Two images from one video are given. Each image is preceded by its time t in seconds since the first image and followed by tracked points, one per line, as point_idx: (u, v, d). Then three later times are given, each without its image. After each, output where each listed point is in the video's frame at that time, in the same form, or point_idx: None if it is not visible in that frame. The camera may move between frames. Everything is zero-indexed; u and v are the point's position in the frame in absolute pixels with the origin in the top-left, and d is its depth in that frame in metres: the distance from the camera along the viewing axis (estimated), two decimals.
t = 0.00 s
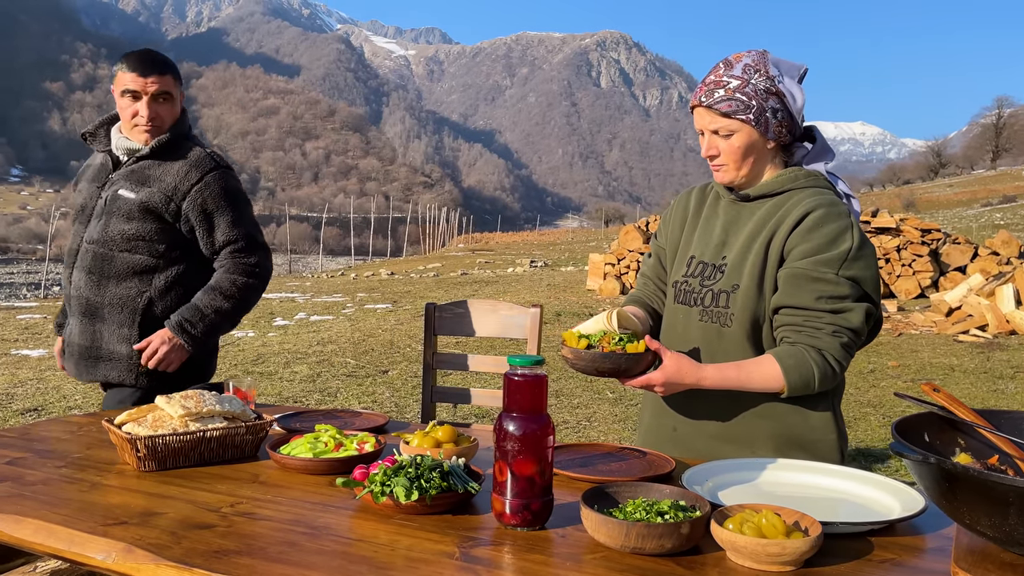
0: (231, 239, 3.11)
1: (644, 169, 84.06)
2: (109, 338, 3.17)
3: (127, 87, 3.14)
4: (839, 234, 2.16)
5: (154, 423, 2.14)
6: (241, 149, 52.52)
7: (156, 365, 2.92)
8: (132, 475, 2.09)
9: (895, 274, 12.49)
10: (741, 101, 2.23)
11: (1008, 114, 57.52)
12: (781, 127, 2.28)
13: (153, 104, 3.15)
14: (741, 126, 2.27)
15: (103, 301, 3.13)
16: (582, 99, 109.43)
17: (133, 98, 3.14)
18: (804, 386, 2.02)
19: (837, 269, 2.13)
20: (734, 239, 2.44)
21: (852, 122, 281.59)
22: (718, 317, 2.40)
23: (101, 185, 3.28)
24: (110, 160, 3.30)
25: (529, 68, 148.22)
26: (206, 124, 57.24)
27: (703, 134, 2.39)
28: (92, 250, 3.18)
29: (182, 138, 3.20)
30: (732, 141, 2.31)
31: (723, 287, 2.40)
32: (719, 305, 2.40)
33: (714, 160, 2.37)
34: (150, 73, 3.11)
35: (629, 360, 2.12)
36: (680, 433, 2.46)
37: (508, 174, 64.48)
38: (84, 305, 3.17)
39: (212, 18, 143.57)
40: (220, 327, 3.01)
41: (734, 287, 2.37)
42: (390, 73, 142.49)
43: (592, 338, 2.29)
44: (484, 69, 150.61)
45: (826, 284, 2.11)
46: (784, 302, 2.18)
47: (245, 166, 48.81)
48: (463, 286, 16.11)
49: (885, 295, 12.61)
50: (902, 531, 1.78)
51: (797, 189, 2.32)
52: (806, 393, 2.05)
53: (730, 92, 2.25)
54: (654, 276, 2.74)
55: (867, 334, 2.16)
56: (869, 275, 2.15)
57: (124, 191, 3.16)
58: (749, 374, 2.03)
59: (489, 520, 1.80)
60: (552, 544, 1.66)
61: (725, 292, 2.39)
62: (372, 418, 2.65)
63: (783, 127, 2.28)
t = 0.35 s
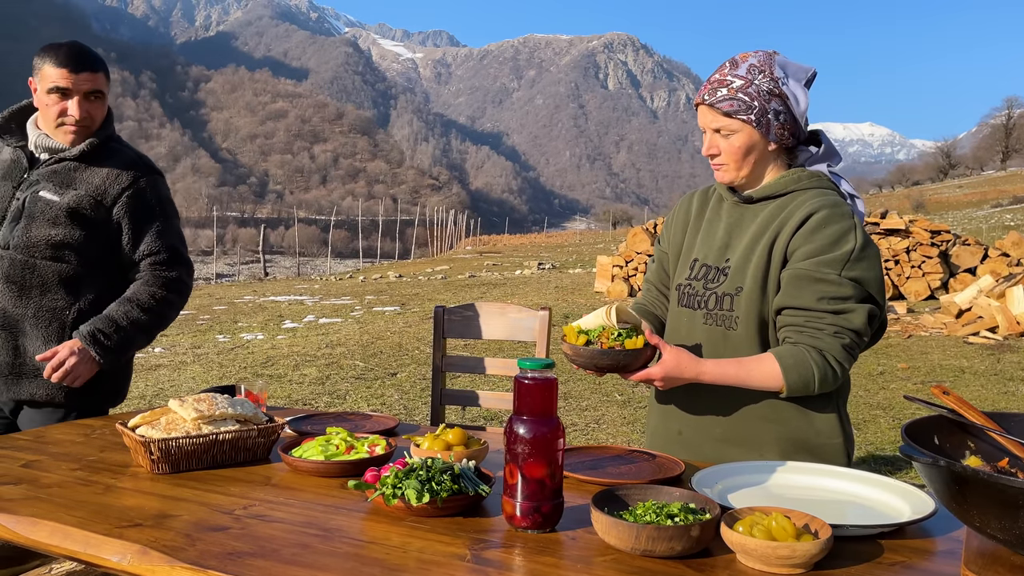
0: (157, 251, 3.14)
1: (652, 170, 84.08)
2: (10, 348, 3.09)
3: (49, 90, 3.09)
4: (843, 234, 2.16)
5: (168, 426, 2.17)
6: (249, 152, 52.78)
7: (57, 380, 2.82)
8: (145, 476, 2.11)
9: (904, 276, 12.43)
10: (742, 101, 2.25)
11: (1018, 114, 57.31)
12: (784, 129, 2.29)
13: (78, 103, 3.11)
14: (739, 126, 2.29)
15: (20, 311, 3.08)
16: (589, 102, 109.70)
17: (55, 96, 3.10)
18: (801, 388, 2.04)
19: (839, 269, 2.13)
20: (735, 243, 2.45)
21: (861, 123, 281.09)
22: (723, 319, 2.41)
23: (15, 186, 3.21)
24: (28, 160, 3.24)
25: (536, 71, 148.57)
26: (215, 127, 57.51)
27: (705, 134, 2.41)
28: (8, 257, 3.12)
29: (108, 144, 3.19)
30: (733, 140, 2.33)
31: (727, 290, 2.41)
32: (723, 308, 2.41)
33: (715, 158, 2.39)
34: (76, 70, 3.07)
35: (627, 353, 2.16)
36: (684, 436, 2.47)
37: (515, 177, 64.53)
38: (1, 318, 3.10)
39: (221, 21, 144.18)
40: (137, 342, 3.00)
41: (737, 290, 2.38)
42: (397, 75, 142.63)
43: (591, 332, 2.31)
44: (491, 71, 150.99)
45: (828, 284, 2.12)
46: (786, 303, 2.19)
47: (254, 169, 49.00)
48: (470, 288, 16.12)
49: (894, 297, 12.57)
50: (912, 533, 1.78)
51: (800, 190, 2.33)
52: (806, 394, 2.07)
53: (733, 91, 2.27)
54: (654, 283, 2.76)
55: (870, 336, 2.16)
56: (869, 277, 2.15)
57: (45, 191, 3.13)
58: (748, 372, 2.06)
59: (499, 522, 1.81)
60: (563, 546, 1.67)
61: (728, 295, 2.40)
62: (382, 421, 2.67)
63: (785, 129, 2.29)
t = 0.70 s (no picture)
0: (81, 271, 3.00)
1: (661, 172, 84.04)
2: None
3: None
4: (844, 231, 2.17)
5: (186, 429, 2.18)
6: (260, 156, 53.03)
7: (37, 404, 2.52)
8: (163, 480, 2.14)
9: (917, 277, 12.37)
10: (740, 100, 2.27)
11: None
12: (780, 130, 2.30)
13: None
14: (737, 126, 2.31)
15: None
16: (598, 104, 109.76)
17: None
18: (806, 385, 2.02)
19: (840, 265, 2.14)
20: (735, 244, 2.46)
21: (871, 124, 279.85)
22: (726, 319, 2.41)
23: None
24: None
25: (545, 73, 148.90)
26: (226, 131, 57.84)
27: (702, 133, 2.42)
28: None
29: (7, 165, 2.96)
30: (729, 141, 2.35)
31: (729, 289, 2.41)
32: (725, 308, 2.41)
33: (714, 158, 2.40)
34: None
35: (629, 350, 2.15)
36: (688, 438, 2.47)
37: (525, 179, 64.71)
38: None
39: (231, 26, 145.10)
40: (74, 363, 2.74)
41: (739, 289, 2.39)
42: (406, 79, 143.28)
43: (591, 329, 2.31)
44: (500, 74, 151.26)
45: (828, 280, 2.12)
46: (787, 298, 2.20)
47: (265, 172, 49.32)
48: (480, 291, 16.17)
49: (907, 299, 12.49)
50: (929, 536, 1.78)
51: (800, 190, 2.35)
52: (805, 390, 2.05)
53: (730, 92, 2.29)
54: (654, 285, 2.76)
55: (871, 332, 2.15)
56: (871, 273, 2.16)
57: None
58: (751, 368, 2.04)
59: (513, 525, 1.82)
60: (579, 549, 1.68)
61: (731, 294, 2.40)
62: (396, 425, 2.68)
63: (782, 130, 2.30)
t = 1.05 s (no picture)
0: (25, 266, 2.80)
1: (672, 174, 83.91)
2: None
3: None
4: (841, 228, 2.18)
5: (204, 432, 2.20)
6: (271, 159, 53.31)
7: None
8: (183, 481, 2.15)
9: (931, 279, 12.30)
10: (741, 103, 2.27)
11: None
12: (778, 133, 2.31)
13: None
14: (740, 127, 2.29)
15: None
16: (608, 106, 109.66)
17: None
18: (806, 380, 2.02)
19: (838, 261, 2.14)
20: (732, 243, 2.46)
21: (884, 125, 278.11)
22: (726, 318, 2.41)
23: None
24: None
25: (556, 75, 148.99)
26: (238, 135, 58.16)
27: (701, 133, 2.42)
28: None
29: None
30: (729, 142, 2.34)
31: (727, 289, 2.41)
32: (725, 307, 2.41)
33: (712, 159, 2.40)
34: None
35: (630, 342, 2.11)
36: (688, 439, 2.48)
37: (535, 181, 64.67)
38: None
39: (243, 31, 145.90)
40: (22, 356, 2.55)
41: (738, 288, 2.39)
42: (416, 83, 143.68)
43: (592, 323, 2.28)
44: (511, 76, 151.40)
45: (827, 275, 2.12)
46: (786, 295, 2.19)
47: (276, 176, 49.53)
48: (491, 293, 16.18)
49: (921, 300, 12.42)
50: (946, 539, 1.77)
51: (796, 191, 2.35)
52: (805, 382, 2.05)
53: (732, 93, 2.28)
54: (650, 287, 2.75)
55: (871, 325, 2.14)
56: (868, 270, 2.16)
57: None
58: (752, 363, 2.04)
59: (530, 527, 1.83)
60: (596, 551, 1.68)
61: (731, 293, 2.40)
62: (412, 428, 2.69)
63: (781, 133, 2.31)
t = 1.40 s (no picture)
0: None
1: (684, 176, 83.65)
2: None
3: None
4: (839, 225, 2.20)
5: (225, 433, 2.23)
6: (284, 163, 53.58)
7: None
8: (203, 483, 2.18)
9: (946, 280, 12.22)
10: (746, 105, 2.27)
11: None
12: (780, 135, 2.33)
13: None
14: (742, 127, 2.30)
15: None
16: (619, 108, 109.64)
17: None
18: (808, 377, 2.02)
19: (836, 257, 2.15)
20: (731, 245, 2.49)
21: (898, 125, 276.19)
22: (727, 318, 2.43)
23: None
24: None
25: (567, 77, 148.97)
26: (251, 139, 58.53)
27: (703, 134, 2.43)
28: None
29: None
30: (734, 143, 2.34)
31: (728, 289, 2.44)
32: (726, 307, 2.44)
33: (712, 160, 2.41)
34: None
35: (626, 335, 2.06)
36: (691, 440, 2.49)
37: (547, 184, 64.66)
38: None
39: (255, 35, 146.86)
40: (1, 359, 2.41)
41: (738, 287, 2.42)
42: (427, 86, 143.98)
43: (590, 320, 2.24)
44: (522, 78, 151.50)
45: (826, 271, 2.13)
46: (786, 290, 2.21)
47: (289, 179, 49.72)
48: (503, 296, 16.20)
49: (936, 301, 12.36)
50: (965, 540, 1.77)
51: (792, 192, 2.37)
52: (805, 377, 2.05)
53: (737, 95, 2.28)
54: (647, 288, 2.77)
55: (868, 322, 2.15)
56: (866, 266, 2.18)
57: None
58: (754, 357, 2.04)
59: (547, 529, 1.84)
60: (614, 552, 1.69)
61: (731, 293, 2.43)
62: (427, 430, 2.71)
63: (782, 135, 2.33)
